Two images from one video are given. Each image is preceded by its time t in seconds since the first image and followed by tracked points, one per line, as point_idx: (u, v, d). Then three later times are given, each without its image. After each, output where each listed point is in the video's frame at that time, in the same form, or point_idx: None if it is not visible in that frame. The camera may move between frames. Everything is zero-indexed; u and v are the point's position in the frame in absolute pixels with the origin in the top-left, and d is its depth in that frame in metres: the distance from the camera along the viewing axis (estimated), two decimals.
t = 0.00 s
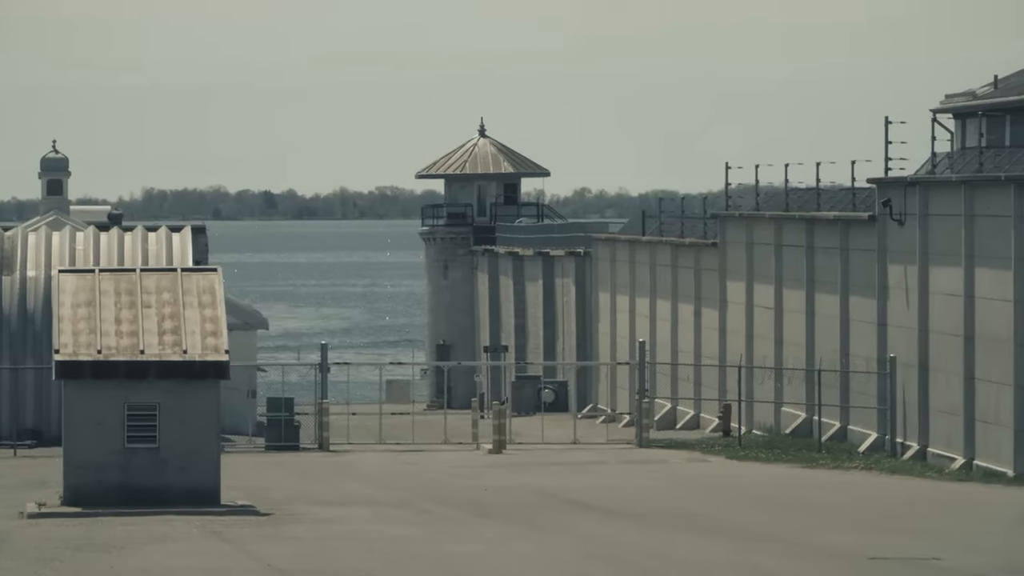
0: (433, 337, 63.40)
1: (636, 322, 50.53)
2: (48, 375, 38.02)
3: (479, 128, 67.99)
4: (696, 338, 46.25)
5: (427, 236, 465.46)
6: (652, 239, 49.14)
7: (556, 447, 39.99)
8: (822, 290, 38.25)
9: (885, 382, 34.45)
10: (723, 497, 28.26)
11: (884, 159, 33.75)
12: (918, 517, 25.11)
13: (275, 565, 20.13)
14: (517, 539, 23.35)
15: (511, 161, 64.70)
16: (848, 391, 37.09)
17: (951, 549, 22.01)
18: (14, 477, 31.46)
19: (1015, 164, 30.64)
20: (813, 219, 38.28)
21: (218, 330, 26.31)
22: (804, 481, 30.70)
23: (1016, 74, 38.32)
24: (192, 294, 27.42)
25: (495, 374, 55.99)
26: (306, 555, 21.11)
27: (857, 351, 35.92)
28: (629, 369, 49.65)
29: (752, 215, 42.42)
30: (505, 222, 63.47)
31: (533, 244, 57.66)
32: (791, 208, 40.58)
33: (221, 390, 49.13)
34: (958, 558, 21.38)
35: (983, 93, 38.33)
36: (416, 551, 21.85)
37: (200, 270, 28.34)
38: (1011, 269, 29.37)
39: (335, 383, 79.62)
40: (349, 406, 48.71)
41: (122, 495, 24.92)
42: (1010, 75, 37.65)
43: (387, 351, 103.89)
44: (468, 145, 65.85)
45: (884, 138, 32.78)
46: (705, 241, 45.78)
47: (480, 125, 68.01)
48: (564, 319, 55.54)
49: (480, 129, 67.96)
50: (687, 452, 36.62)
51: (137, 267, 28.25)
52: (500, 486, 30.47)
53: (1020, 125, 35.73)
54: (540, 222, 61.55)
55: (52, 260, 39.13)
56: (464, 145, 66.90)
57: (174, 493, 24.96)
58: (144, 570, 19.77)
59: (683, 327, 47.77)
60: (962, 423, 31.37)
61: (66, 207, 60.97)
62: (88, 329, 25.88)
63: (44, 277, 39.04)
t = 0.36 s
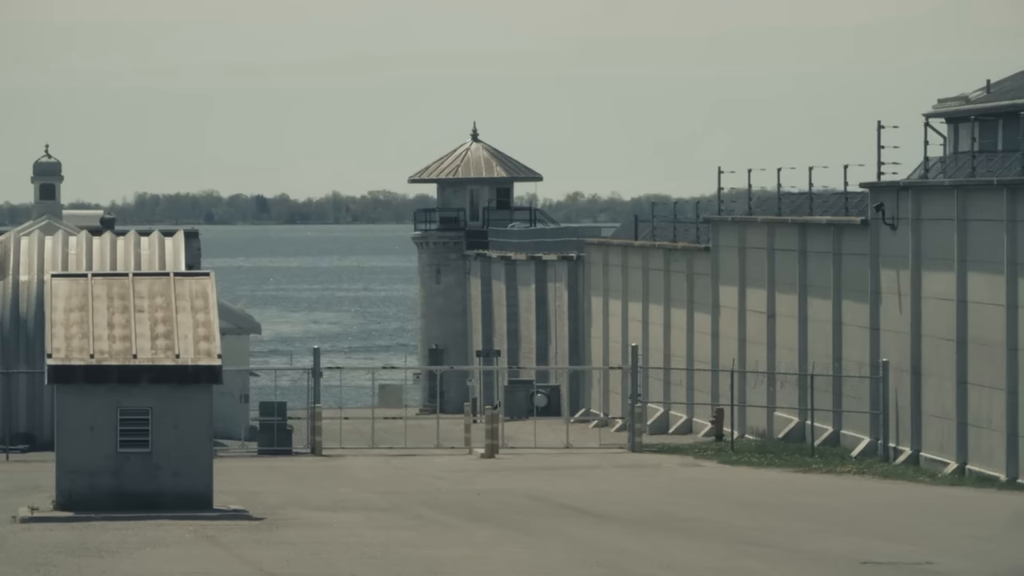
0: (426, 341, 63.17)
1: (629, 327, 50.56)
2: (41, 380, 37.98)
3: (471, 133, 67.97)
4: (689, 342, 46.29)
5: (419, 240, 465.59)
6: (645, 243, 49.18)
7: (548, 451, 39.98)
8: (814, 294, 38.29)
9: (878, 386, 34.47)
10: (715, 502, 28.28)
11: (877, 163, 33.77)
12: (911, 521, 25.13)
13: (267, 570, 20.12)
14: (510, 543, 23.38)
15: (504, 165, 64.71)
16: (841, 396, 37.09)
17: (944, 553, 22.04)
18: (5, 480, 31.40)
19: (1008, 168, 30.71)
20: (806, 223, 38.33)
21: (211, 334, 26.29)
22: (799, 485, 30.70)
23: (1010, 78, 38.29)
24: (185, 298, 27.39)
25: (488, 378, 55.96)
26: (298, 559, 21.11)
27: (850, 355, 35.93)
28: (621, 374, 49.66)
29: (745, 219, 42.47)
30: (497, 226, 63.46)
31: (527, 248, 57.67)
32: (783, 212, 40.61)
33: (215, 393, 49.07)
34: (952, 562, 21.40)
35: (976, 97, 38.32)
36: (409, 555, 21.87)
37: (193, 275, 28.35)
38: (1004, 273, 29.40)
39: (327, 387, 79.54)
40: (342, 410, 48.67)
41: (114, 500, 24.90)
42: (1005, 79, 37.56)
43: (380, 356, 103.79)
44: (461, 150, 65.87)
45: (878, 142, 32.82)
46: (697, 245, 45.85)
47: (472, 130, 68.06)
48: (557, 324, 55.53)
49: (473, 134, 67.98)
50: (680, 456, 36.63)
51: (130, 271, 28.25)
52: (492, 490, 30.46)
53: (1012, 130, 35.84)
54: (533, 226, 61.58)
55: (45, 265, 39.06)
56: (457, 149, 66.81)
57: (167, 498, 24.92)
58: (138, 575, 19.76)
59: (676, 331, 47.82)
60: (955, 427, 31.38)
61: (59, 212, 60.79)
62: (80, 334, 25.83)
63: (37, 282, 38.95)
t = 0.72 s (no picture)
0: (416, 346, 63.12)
1: (620, 332, 50.56)
2: (31, 385, 37.90)
3: (461, 137, 67.99)
4: (679, 347, 46.30)
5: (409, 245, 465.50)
6: (635, 248, 49.21)
7: (539, 456, 39.96)
8: (805, 300, 38.31)
9: (869, 391, 34.50)
10: (706, 506, 28.27)
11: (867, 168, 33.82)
12: (901, 524, 25.17)
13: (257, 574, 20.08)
14: (500, 547, 23.37)
15: (495, 170, 64.72)
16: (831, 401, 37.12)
17: (934, 556, 22.05)
18: None
19: (997, 173, 30.75)
20: (796, 228, 38.36)
21: (201, 339, 26.26)
22: (789, 489, 30.72)
23: (1000, 84, 38.38)
24: (175, 302, 27.37)
25: (479, 384, 55.93)
26: (289, 564, 21.06)
27: (840, 360, 35.96)
28: (612, 379, 49.66)
29: (735, 224, 42.48)
30: (487, 231, 63.47)
31: (517, 252, 57.61)
32: (773, 217, 40.63)
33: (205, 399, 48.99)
34: (942, 565, 21.41)
35: (966, 102, 38.40)
36: (399, 559, 21.84)
37: (183, 279, 28.34)
38: (994, 278, 29.45)
39: (317, 392, 79.44)
40: (332, 416, 48.61)
41: (105, 505, 24.84)
42: (995, 84, 37.65)
43: (370, 361, 103.68)
44: (452, 155, 65.86)
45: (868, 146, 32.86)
46: (688, 250, 45.87)
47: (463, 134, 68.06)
48: (547, 329, 55.53)
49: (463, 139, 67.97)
50: (671, 461, 36.62)
51: (120, 276, 28.23)
52: (482, 495, 30.42)
53: (1002, 135, 35.91)
54: (523, 231, 61.56)
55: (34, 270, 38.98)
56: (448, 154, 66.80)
57: (157, 502, 24.86)
58: None
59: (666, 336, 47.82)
60: (945, 432, 31.42)
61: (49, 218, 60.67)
62: (71, 338, 25.80)
63: (26, 288, 38.88)
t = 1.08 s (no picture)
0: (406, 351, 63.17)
1: (610, 338, 50.57)
2: (21, 391, 37.81)
3: (451, 143, 68.02)
4: (669, 352, 46.32)
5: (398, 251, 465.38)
6: (625, 254, 49.24)
7: (529, 461, 39.95)
8: (795, 305, 38.34)
9: (859, 397, 34.54)
10: (697, 512, 28.26)
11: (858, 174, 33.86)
12: (891, 530, 25.18)
13: None
14: (491, 553, 23.33)
15: (485, 176, 64.72)
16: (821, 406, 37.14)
17: (925, 562, 22.07)
18: None
19: (987, 179, 30.82)
20: (787, 233, 38.38)
21: (191, 344, 26.22)
22: (780, 495, 30.71)
23: (990, 89, 38.46)
24: (166, 308, 27.34)
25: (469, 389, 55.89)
26: (280, 570, 21.02)
27: (830, 365, 35.99)
28: (603, 384, 49.67)
29: (726, 230, 42.50)
30: (478, 237, 63.48)
31: (507, 258, 57.61)
32: (764, 223, 40.66)
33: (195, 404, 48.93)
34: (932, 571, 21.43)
35: (957, 107, 38.47)
36: (390, 565, 21.79)
37: (173, 285, 28.34)
38: (984, 284, 29.49)
39: (307, 398, 79.36)
40: (322, 421, 48.58)
41: (95, 510, 24.78)
42: (985, 90, 37.74)
43: (360, 366, 103.61)
44: (442, 160, 65.86)
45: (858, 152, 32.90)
46: (678, 256, 45.89)
47: (453, 140, 68.09)
48: (537, 334, 55.54)
49: (453, 144, 67.98)
50: (662, 467, 36.62)
51: (111, 282, 28.20)
52: (473, 501, 30.37)
53: (992, 140, 36.01)
54: (514, 237, 61.56)
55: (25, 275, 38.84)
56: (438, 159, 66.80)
57: (148, 508, 24.80)
58: None
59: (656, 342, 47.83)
60: (936, 438, 31.46)
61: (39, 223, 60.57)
62: (61, 344, 25.74)
63: (16, 293, 38.75)
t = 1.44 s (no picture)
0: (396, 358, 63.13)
1: (600, 343, 50.55)
2: (9, 397, 37.72)
3: (440, 149, 68.02)
4: (659, 358, 46.31)
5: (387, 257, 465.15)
6: (614, 259, 49.25)
7: (518, 466, 39.88)
8: (785, 311, 38.37)
9: (848, 402, 34.56)
10: (686, 518, 28.24)
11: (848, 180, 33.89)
12: (880, 535, 25.18)
13: None
14: (480, 559, 23.29)
15: (474, 182, 64.71)
16: (811, 412, 37.15)
17: (914, 568, 22.07)
18: None
19: (977, 185, 30.87)
20: (776, 239, 38.40)
21: (181, 350, 26.18)
22: (769, 500, 30.70)
23: (980, 95, 38.53)
24: (155, 314, 27.31)
25: (458, 395, 55.88)
26: None
27: (820, 371, 36.01)
28: (592, 391, 49.66)
29: (715, 236, 42.51)
30: (467, 243, 63.46)
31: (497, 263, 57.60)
32: (753, 229, 40.67)
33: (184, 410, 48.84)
34: None
35: (946, 113, 38.55)
36: (378, 571, 21.75)
37: (163, 291, 28.31)
38: (974, 289, 29.53)
39: (296, 404, 79.25)
40: (311, 427, 48.51)
41: (84, 516, 24.68)
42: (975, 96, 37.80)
43: (350, 372, 103.49)
44: (431, 166, 65.85)
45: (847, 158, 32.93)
46: (668, 262, 45.89)
47: (443, 146, 68.09)
48: (527, 340, 55.52)
49: (443, 150, 67.98)
50: (651, 473, 36.60)
51: (100, 288, 28.19)
52: (462, 507, 30.34)
53: (981, 146, 36.08)
54: (503, 243, 61.57)
55: (14, 280, 38.77)
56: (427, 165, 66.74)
57: (137, 514, 24.69)
58: None
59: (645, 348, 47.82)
60: (925, 444, 31.48)
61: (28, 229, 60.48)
62: (50, 350, 25.71)
63: (5, 299, 38.68)
